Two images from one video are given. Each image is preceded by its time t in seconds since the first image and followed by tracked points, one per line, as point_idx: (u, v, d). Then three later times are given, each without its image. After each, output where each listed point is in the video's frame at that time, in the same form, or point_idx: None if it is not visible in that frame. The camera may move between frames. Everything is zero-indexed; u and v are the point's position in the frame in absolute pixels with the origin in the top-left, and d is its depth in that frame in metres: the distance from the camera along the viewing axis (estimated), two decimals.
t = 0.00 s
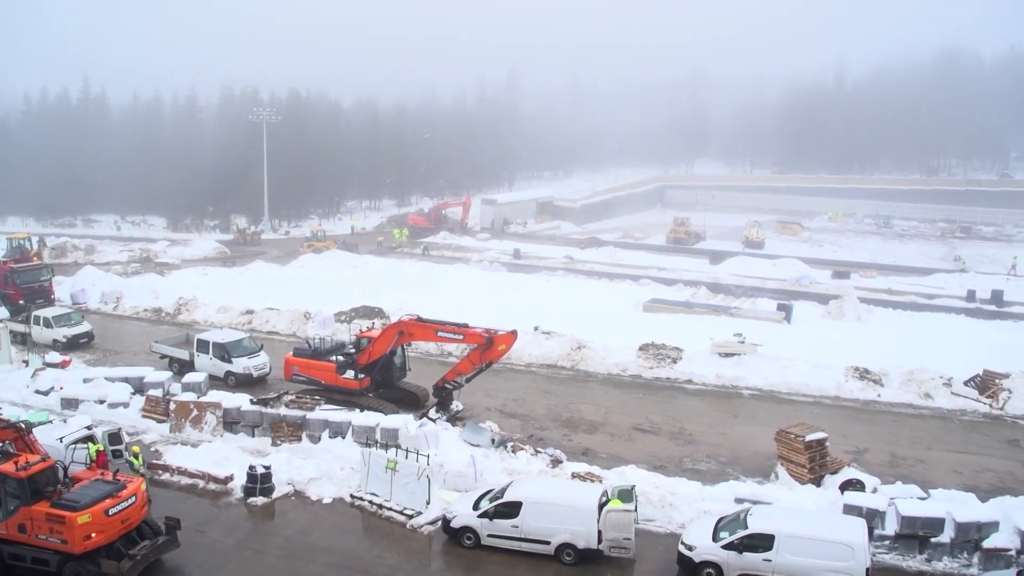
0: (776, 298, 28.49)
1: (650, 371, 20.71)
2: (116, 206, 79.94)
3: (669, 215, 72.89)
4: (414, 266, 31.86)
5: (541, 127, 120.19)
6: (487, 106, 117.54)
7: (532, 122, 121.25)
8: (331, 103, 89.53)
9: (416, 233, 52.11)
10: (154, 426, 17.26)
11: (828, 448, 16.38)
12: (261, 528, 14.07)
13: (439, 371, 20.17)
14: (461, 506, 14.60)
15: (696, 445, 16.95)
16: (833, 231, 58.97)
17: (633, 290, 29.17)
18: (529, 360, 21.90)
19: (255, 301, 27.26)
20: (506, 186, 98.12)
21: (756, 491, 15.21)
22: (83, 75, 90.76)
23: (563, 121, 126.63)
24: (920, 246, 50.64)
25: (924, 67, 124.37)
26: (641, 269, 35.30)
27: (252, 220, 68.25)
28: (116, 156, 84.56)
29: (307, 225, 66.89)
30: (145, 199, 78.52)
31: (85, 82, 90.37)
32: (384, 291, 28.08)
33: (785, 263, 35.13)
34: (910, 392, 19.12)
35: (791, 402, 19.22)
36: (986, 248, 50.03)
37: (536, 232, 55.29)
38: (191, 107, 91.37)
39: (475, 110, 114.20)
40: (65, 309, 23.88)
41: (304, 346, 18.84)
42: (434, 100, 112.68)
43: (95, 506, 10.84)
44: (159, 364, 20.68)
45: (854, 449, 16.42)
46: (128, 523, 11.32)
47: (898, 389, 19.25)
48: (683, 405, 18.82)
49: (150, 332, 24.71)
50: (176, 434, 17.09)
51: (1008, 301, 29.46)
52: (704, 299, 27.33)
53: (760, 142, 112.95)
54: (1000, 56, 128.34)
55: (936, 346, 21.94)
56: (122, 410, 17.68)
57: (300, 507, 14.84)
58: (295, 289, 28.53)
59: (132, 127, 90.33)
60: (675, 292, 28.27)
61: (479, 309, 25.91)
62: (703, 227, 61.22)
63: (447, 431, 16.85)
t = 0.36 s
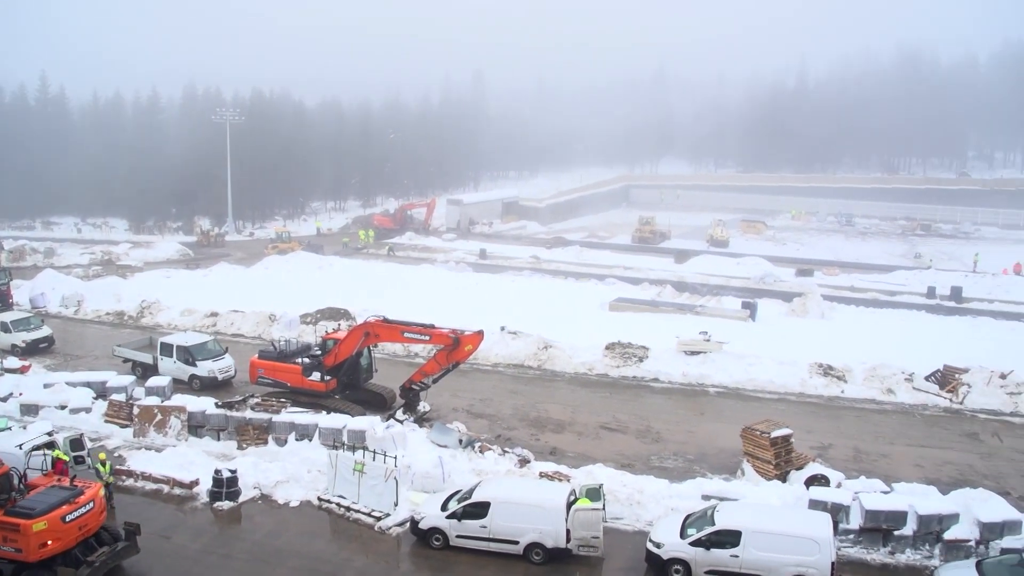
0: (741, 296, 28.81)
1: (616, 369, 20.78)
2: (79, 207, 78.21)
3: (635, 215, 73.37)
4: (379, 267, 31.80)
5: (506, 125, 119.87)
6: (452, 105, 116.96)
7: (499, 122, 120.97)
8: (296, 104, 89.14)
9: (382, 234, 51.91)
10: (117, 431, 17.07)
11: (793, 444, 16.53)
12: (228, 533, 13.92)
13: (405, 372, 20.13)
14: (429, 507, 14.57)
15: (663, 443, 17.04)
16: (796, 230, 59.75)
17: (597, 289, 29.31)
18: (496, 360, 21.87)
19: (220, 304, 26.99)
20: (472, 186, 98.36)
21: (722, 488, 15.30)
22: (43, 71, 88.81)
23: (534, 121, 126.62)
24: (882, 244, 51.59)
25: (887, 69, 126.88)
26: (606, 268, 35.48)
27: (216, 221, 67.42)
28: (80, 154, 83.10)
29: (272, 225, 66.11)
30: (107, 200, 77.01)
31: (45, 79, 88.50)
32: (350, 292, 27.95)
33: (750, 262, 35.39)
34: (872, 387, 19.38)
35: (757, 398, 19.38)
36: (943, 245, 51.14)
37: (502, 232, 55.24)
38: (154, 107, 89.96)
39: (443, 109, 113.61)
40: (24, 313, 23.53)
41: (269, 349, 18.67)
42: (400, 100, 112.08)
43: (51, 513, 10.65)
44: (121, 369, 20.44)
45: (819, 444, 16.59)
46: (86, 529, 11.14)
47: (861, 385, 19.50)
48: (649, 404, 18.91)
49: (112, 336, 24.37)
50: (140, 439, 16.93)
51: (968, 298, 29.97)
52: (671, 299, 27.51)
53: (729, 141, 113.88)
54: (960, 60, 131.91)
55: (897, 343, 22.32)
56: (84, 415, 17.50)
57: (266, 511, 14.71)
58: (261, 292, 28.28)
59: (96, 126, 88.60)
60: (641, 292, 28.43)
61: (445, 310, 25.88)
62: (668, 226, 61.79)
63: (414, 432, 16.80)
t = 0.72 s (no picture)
0: (705, 294, 29.16)
1: (581, 369, 20.83)
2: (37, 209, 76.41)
3: (598, 215, 73.81)
4: (343, 269, 31.67)
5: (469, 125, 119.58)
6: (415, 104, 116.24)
7: (467, 123, 120.76)
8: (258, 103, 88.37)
9: (345, 235, 51.62)
10: (77, 437, 16.85)
11: (758, 440, 16.66)
12: (192, 539, 13.76)
13: (370, 374, 20.07)
14: (396, 508, 14.52)
15: (629, 441, 17.11)
16: (758, 228, 60.67)
17: (563, 288, 29.44)
18: (461, 360, 21.85)
19: (183, 307, 26.70)
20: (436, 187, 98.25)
21: (688, 485, 15.37)
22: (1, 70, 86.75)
23: (503, 121, 126.51)
24: (841, 242, 52.70)
25: (850, 72, 129.36)
26: (571, 267, 35.67)
27: (177, 223, 66.57)
28: (32, 150, 80.48)
29: (234, 227, 65.53)
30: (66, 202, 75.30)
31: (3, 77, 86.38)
32: (315, 294, 27.80)
33: (713, 260, 35.76)
34: (834, 383, 19.64)
35: (721, 395, 19.56)
36: (901, 243, 52.25)
37: (466, 233, 55.25)
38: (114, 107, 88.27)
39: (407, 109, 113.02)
40: None
41: (233, 352, 18.49)
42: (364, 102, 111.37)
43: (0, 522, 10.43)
44: (81, 373, 20.17)
45: (783, 441, 16.74)
46: (38, 537, 10.94)
47: (823, 381, 19.74)
48: (614, 402, 18.99)
49: (71, 341, 24.00)
50: (101, 444, 16.72)
51: (926, 294, 30.53)
52: (635, 298, 27.68)
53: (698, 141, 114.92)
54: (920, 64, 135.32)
55: (857, 338, 22.68)
56: (43, 422, 17.27)
57: (231, 516, 14.57)
58: (224, 295, 28.03)
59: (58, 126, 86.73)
60: (605, 291, 28.60)
61: (409, 311, 25.84)
62: (632, 226, 62.37)
63: (380, 434, 16.73)
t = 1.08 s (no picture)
0: (668, 293, 29.44)
1: (546, 368, 20.90)
2: None
3: (559, 215, 73.83)
4: (308, 270, 31.51)
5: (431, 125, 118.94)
6: (378, 104, 115.35)
7: (435, 124, 120.39)
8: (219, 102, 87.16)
9: (309, 237, 51.00)
10: (35, 445, 16.62)
11: (723, 437, 16.78)
12: (155, 545, 13.58)
13: (335, 376, 19.98)
14: (362, 510, 14.45)
15: (594, 440, 17.17)
16: (720, 226, 61.35)
17: (527, 288, 29.53)
18: (425, 361, 21.79)
19: (143, 310, 26.41)
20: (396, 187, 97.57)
21: (653, 482, 15.43)
22: None
23: (473, 122, 126.21)
24: (802, 240, 53.56)
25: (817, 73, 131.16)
26: (535, 267, 35.76)
27: (136, 225, 64.57)
28: None
29: (194, 229, 64.77)
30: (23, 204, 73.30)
31: None
32: (278, 296, 27.64)
33: (677, 258, 36.04)
34: (796, 379, 19.89)
35: (685, 393, 19.73)
36: (861, 242, 53.08)
37: (430, 233, 55.07)
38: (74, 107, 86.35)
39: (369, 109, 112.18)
40: None
41: (195, 355, 18.29)
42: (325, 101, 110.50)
43: None
44: (39, 379, 19.88)
45: (747, 437, 16.90)
46: None
47: (785, 377, 19.98)
48: (578, 401, 19.07)
49: (28, 345, 23.64)
50: (61, 451, 16.51)
51: (886, 291, 31.02)
52: (599, 297, 27.79)
53: (666, 141, 115.64)
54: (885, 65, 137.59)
55: (818, 335, 23.02)
56: None
57: (195, 521, 14.41)
58: (186, 297, 27.76)
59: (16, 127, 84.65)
60: (569, 290, 28.68)
61: (374, 311, 25.76)
62: (596, 225, 62.71)
63: (345, 436, 16.65)
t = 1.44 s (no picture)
0: (631, 292, 29.65)
1: (511, 368, 20.93)
2: None
3: (524, 215, 73.74)
4: (272, 272, 31.34)
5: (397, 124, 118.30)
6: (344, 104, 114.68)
7: (405, 125, 120.06)
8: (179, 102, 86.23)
9: (271, 238, 50.39)
10: None
11: (688, 434, 16.90)
12: (117, 552, 13.39)
13: (299, 378, 19.88)
14: (328, 513, 14.36)
15: (560, 439, 17.21)
16: (683, 225, 61.85)
17: (492, 288, 29.58)
18: (390, 362, 21.72)
19: (103, 313, 26.10)
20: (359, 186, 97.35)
21: (619, 480, 15.49)
22: None
23: (442, 122, 125.85)
24: (764, 239, 54.27)
25: (784, 73, 132.55)
26: (500, 267, 35.82)
27: (96, 228, 63.69)
28: None
29: (156, 231, 63.90)
30: None
31: None
32: (242, 299, 27.46)
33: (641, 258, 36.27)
34: (759, 376, 20.12)
35: (650, 391, 19.89)
36: (824, 241, 53.76)
37: (394, 234, 54.72)
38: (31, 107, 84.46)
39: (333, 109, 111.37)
40: None
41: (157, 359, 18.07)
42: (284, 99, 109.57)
43: None
44: None
45: (711, 434, 17.04)
46: None
47: (748, 374, 20.20)
48: (543, 400, 19.12)
49: None
50: (19, 458, 16.27)
51: (846, 288, 31.46)
52: (564, 296, 27.86)
53: (633, 141, 116.25)
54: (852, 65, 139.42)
55: (781, 332, 23.30)
56: None
57: (158, 527, 14.23)
58: (146, 300, 27.47)
59: None
60: (534, 290, 28.69)
61: (338, 312, 25.65)
62: (559, 224, 62.91)
63: (310, 438, 16.56)
